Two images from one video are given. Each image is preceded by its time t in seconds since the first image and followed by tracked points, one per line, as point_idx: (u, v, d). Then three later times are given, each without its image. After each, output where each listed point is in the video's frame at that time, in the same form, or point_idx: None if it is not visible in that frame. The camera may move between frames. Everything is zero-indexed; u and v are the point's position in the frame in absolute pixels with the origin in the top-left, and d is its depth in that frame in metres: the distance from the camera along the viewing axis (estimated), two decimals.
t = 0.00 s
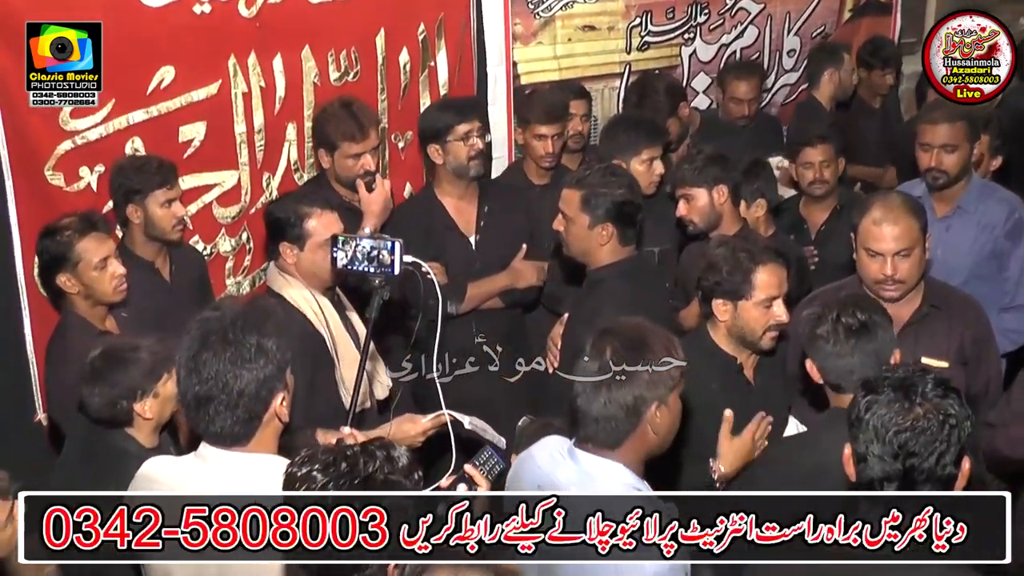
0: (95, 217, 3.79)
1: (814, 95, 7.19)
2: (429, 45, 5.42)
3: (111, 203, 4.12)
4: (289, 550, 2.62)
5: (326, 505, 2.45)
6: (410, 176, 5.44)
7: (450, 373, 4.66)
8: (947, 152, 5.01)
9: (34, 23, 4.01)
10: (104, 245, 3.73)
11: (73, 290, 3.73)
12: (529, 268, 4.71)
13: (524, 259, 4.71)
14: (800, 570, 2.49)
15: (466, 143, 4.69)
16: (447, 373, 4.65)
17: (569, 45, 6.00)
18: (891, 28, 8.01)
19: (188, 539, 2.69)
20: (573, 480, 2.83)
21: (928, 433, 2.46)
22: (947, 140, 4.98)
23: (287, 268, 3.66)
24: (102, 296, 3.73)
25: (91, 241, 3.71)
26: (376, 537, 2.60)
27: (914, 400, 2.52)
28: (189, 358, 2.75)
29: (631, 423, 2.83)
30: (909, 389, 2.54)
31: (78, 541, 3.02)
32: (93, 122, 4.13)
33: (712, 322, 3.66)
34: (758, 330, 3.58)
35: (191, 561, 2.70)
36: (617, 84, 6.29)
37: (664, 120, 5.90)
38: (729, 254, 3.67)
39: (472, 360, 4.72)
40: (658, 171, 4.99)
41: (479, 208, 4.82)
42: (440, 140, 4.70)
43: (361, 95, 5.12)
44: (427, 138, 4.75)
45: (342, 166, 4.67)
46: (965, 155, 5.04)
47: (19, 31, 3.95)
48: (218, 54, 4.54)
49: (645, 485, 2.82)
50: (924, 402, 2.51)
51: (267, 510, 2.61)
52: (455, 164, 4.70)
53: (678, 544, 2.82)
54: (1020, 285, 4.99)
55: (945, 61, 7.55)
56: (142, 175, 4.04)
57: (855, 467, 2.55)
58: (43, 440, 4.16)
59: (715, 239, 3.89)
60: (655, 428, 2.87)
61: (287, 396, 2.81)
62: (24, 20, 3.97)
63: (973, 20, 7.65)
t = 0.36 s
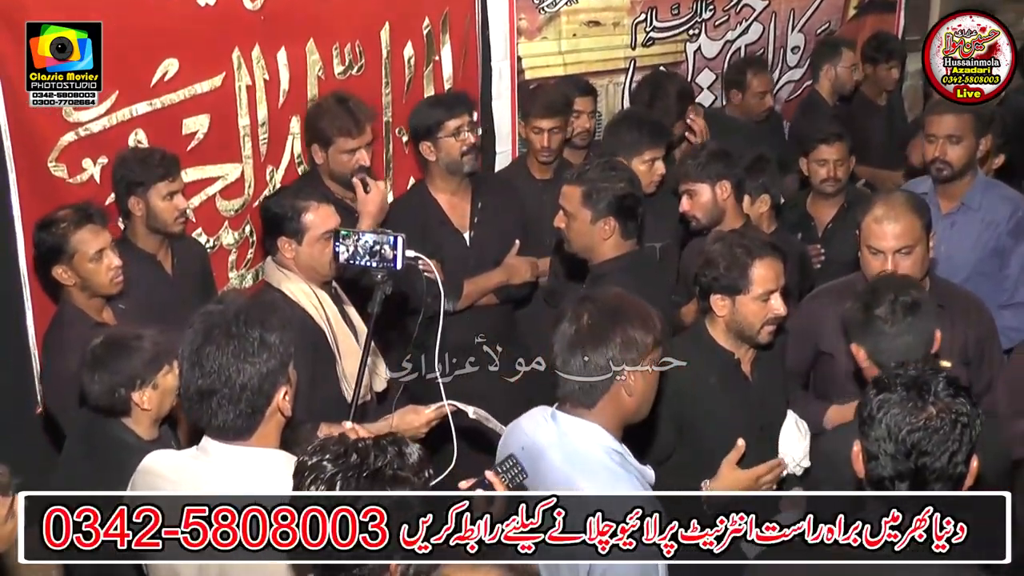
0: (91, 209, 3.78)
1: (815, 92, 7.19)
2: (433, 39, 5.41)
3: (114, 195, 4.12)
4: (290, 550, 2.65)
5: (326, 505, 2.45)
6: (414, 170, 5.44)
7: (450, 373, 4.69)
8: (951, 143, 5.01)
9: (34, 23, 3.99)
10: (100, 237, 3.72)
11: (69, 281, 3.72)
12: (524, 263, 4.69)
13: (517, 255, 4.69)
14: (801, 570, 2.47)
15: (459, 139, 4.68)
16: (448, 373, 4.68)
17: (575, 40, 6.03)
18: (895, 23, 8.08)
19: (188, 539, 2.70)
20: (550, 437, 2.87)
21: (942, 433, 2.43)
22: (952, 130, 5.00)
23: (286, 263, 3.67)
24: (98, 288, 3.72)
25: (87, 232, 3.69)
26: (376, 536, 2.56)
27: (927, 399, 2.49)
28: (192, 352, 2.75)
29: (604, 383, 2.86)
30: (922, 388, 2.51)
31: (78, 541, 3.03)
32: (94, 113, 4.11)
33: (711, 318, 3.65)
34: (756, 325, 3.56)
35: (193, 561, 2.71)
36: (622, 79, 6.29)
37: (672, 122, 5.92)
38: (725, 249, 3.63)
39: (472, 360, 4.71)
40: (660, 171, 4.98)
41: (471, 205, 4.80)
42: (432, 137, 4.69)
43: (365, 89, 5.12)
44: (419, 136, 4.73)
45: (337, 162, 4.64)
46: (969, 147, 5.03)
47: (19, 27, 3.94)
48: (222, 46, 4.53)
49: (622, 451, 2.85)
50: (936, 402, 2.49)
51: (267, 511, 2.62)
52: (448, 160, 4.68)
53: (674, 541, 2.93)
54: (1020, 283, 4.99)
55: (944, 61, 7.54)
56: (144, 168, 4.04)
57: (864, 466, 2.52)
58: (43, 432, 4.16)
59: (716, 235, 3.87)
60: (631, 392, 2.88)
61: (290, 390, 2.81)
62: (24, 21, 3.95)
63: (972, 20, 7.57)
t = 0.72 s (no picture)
0: (86, 205, 3.78)
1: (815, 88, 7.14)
2: (433, 35, 5.40)
3: (113, 190, 4.12)
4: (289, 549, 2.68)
5: (326, 505, 2.46)
6: (414, 167, 5.43)
7: (450, 373, 4.67)
8: (948, 137, 5.01)
9: (35, 23, 3.98)
10: (95, 232, 3.71)
11: (62, 276, 3.71)
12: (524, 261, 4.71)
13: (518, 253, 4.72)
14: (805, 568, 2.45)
15: (460, 137, 4.70)
16: (448, 374, 4.66)
17: (574, 37, 5.99)
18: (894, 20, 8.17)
19: (189, 538, 2.70)
20: (559, 418, 2.90)
21: (944, 432, 2.43)
22: (948, 125, 4.99)
23: (282, 260, 3.66)
24: (91, 283, 3.70)
25: (81, 227, 3.69)
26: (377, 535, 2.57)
27: (930, 398, 2.48)
28: (192, 348, 2.75)
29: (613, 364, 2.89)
30: (923, 386, 2.50)
31: (78, 542, 3.06)
32: (94, 110, 4.12)
33: (711, 314, 3.63)
34: (757, 320, 3.56)
35: (193, 560, 2.71)
36: (622, 76, 6.29)
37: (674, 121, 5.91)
38: (725, 245, 3.63)
39: (472, 360, 4.71)
40: (662, 169, 4.99)
41: (473, 201, 4.80)
42: (433, 136, 4.70)
43: (365, 85, 5.12)
44: (419, 134, 4.73)
45: (324, 161, 4.58)
46: (967, 143, 5.03)
47: (19, 26, 3.94)
48: (222, 42, 4.53)
49: (628, 434, 2.88)
50: (937, 400, 2.48)
51: (268, 510, 2.63)
52: (449, 158, 4.70)
53: (676, 541, 2.97)
54: (1017, 278, 4.96)
55: (943, 60, 7.53)
56: (143, 163, 4.04)
57: (865, 463, 2.51)
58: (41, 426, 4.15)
59: (713, 231, 3.87)
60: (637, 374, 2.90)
61: (290, 386, 2.81)
62: (23, 20, 3.94)
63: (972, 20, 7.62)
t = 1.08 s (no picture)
0: (80, 202, 3.81)
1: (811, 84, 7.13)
2: (428, 33, 5.39)
3: (106, 189, 4.11)
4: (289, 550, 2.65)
5: (326, 505, 2.44)
6: (409, 164, 5.42)
7: (450, 373, 4.63)
8: (943, 134, 5.01)
9: (34, 23, 3.98)
10: (88, 229, 3.71)
11: (52, 273, 3.69)
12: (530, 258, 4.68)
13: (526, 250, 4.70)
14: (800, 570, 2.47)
15: (469, 137, 4.70)
16: (447, 374, 4.61)
17: (569, 34, 6.00)
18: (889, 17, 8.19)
19: (189, 539, 2.68)
20: (581, 426, 2.82)
21: (936, 422, 2.42)
22: (943, 122, 4.98)
23: (275, 258, 3.65)
24: (81, 282, 3.69)
25: (75, 223, 3.70)
26: (375, 538, 2.48)
27: (921, 388, 2.49)
28: (186, 346, 2.74)
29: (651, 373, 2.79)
30: (916, 377, 2.51)
31: (79, 541, 3.01)
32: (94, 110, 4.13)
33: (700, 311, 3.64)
34: (747, 316, 3.55)
35: (189, 560, 2.70)
36: (617, 73, 6.28)
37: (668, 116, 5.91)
38: (714, 241, 3.63)
39: (472, 360, 4.67)
40: (664, 160, 4.92)
41: (483, 197, 4.80)
42: (444, 134, 4.71)
43: (359, 83, 5.11)
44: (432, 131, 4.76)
45: (314, 159, 4.55)
46: (962, 139, 5.02)
47: (19, 27, 3.94)
48: (216, 40, 4.52)
49: (650, 441, 2.80)
50: (930, 391, 2.48)
51: (268, 510, 2.62)
52: (459, 155, 4.71)
53: (680, 544, 2.77)
54: (1011, 275, 5.00)
55: (945, 61, 7.43)
56: (137, 161, 4.03)
57: (859, 456, 2.52)
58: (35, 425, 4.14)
59: (705, 227, 3.86)
60: (670, 389, 2.82)
61: (284, 385, 2.79)
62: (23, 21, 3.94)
63: (971, 21, 7.57)
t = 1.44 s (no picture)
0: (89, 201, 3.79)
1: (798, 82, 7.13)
2: (415, 32, 5.38)
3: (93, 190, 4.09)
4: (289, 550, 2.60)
5: (326, 505, 2.39)
6: (397, 163, 5.41)
7: (449, 372, 4.54)
8: (930, 130, 5.01)
9: (34, 23, 3.99)
10: (95, 228, 3.69)
11: (57, 269, 3.67)
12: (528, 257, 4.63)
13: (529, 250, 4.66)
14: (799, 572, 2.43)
15: (470, 137, 4.70)
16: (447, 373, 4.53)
17: (556, 33, 5.99)
18: (877, 16, 8.20)
19: (189, 539, 2.66)
20: (605, 430, 2.79)
21: (929, 416, 2.43)
22: (930, 118, 4.98)
23: (269, 259, 3.64)
24: (85, 281, 3.67)
25: (82, 221, 3.68)
26: (375, 537, 2.41)
27: (916, 381, 2.49)
28: (172, 347, 2.73)
29: (683, 391, 2.74)
30: (910, 369, 2.51)
31: (77, 542, 2.95)
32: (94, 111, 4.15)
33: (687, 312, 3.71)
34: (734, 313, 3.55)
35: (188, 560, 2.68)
36: (604, 72, 6.28)
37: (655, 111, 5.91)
38: (698, 237, 3.60)
39: (472, 360, 4.59)
40: (655, 151, 4.93)
41: (486, 199, 4.79)
42: (445, 133, 4.72)
43: (346, 83, 5.09)
44: (435, 131, 4.77)
45: (305, 159, 4.52)
46: (948, 135, 5.03)
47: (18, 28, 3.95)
48: (204, 41, 4.50)
49: (669, 446, 2.76)
50: (924, 383, 2.48)
51: (267, 511, 2.60)
52: (460, 156, 4.71)
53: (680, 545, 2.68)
54: (999, 269, 4.97)
55: (945, 61, 7.16)
56: (123, 163, 4.01)
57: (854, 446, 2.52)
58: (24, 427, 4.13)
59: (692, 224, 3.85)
60: (699, 410, 2.79)
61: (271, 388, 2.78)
62: (23, 22, 3.95)
63: (972, 20, 7.49)
